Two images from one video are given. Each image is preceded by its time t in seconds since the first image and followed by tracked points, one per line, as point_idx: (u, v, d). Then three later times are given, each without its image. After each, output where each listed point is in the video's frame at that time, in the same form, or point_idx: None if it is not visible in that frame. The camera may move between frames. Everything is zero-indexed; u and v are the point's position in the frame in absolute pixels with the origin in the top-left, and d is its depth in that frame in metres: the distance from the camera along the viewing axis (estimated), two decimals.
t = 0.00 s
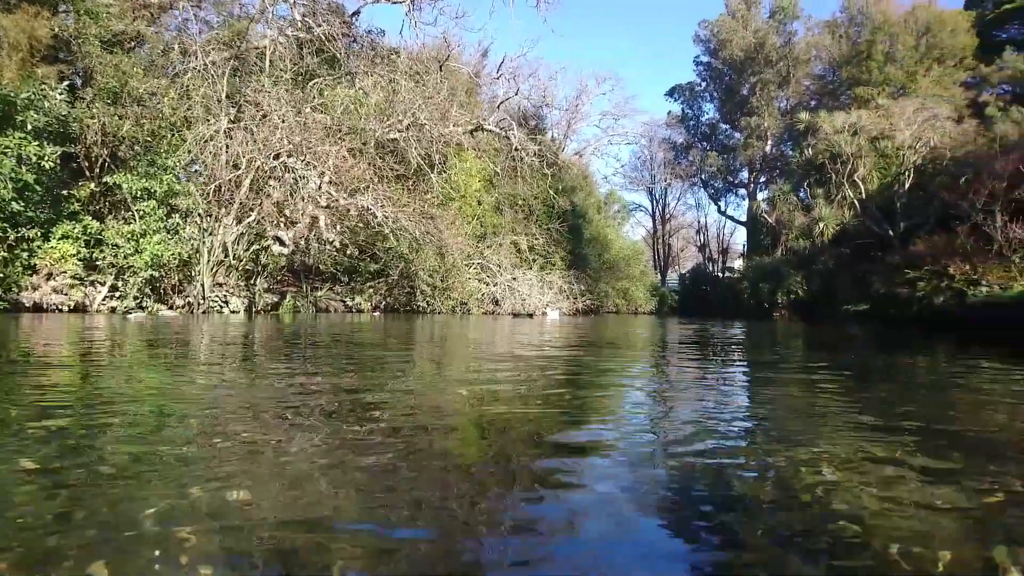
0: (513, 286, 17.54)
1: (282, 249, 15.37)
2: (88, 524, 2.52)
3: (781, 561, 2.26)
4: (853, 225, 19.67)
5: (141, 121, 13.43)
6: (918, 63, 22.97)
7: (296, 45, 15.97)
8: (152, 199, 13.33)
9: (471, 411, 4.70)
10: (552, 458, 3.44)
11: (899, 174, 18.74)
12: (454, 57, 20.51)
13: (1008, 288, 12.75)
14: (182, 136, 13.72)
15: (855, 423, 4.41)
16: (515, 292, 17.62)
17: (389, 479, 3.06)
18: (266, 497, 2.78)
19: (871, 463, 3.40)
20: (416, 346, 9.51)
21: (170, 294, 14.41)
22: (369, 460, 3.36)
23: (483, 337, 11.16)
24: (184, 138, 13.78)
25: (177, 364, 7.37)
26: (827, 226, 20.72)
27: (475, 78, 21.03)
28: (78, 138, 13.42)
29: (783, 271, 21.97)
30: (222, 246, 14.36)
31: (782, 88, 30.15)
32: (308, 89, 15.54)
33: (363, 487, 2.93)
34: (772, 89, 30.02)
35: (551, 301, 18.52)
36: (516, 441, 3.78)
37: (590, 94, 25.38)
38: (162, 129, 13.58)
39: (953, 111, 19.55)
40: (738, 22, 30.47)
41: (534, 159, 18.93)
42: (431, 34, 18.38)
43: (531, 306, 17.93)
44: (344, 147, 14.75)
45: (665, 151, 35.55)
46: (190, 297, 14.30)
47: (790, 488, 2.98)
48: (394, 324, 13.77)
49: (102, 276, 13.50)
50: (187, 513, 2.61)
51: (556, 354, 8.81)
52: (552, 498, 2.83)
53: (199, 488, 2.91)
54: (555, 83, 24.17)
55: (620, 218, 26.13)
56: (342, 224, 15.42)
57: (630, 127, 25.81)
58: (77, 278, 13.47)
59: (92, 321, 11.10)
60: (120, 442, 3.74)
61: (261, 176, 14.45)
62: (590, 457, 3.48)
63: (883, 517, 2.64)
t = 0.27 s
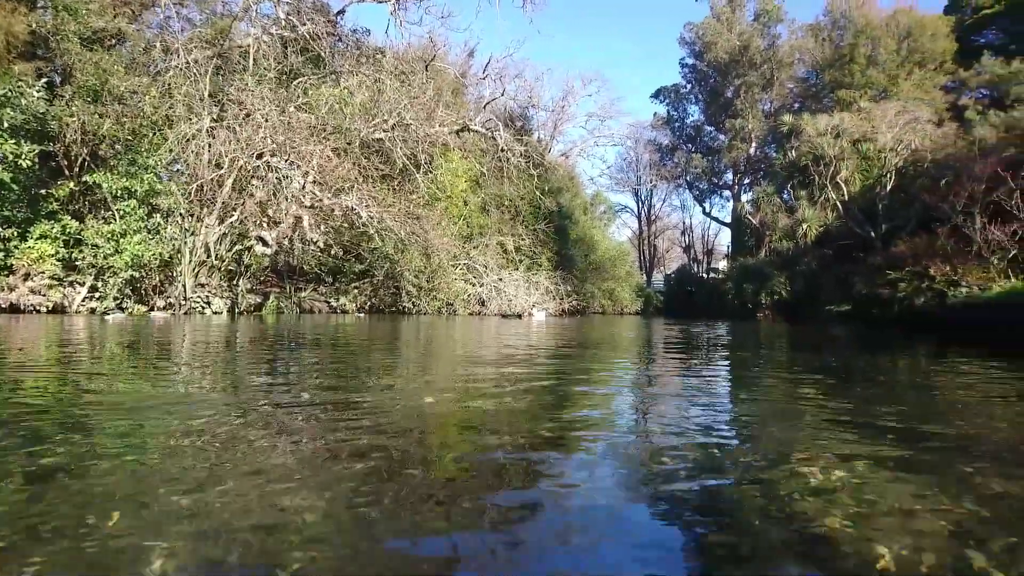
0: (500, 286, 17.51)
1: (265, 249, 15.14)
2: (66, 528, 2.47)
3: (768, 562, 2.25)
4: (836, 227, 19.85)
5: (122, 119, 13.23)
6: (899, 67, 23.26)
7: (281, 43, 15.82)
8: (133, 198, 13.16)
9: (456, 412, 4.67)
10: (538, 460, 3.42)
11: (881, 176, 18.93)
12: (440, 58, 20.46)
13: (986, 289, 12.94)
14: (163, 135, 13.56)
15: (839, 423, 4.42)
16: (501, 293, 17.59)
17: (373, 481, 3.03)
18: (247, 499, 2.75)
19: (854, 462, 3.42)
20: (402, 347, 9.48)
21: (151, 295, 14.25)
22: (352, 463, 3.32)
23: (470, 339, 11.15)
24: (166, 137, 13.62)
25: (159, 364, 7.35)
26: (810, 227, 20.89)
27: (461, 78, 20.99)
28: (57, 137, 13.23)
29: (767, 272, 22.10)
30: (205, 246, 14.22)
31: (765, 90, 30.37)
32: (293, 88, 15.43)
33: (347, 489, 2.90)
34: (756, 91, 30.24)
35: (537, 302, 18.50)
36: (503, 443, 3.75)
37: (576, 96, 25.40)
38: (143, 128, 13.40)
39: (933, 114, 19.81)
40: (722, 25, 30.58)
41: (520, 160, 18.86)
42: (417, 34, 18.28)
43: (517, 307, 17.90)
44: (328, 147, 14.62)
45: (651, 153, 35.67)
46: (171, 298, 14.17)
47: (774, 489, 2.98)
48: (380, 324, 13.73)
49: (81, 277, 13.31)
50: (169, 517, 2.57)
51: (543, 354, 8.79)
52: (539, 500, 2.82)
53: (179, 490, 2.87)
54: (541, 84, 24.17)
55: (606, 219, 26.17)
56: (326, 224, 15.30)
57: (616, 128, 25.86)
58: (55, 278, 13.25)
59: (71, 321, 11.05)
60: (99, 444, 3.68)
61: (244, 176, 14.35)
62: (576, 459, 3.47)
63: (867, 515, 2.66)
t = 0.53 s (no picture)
0: (486, 287, 17.48)
1: (248, 249, 15.11)
2: (40, 531, 2.42)
3: (751, 560, 2.26)
4: (819, 229, 20.04)
5: (101, 117, 13.03)
6: (881, 71, 23.51)
7: (265, 42, 15.66)
8: (114, 198, 13.01)
9: (442, 412, 4.66)
10: (524, 460, 3.42)
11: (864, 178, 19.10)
12: (426, 58, 20.37)
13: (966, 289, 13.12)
14: (144, 134, 13.40)
15: (823, 422, 4.45)
16: (487, 294, 17.56)
17: (357, 481, 3.01)
18: (229, 500, 2.73)
19: (836, 462, 3.43)
20: (387, 347, 9.47)
21: (132, 295, 14.09)
22: (337, 463, 3.30)
23: (456, 339, 11.13)
24: (147, 135, 13.45)
25: (139, 364, 7.33)
26: (793, 229, 21.08)
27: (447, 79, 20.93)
28: (35, 135, 13.03)
29: (750, 273, 22.22)
30: (186, 246, 14.13)
31: (750, 93, 30.57)
32: (277, 87, 15.32)
33: (332, 489, 2.89)
34: (740, 94, 30.44)
35: (524, 303, 18.47)
36: (489, 444, 3.74)
37: (562, 97, 25.40)
38: (123, 126, 13.23)
39: (914, 117, 20.04)
40: (708, 28, 30.72)
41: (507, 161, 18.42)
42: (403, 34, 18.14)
43: (504, 308, 17.87)
44: (312, 146, 14.49)
45: (637, 154, 35.78)
46: (152, 299, 14.06)
47: (758, 487, 3.00)
48: (365, 325, 13.66)
49: (60, 277, 13.13)
50: (146, 520, 2.52)
51: (530, 355, 8.79)
52: (525, 499, 2.82)
53: (158, 493, 2.82)
54: (527, 86, 24.15)
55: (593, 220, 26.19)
56: (310, 225, 15.18)
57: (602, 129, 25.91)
58: (33, 278, 13.06)
59: (49, 322, 10.89)
60: (79, 445, 3.65)
61: (227, 175, 14.26)
62: (562, 458, 3.48)
63: (853, 514, 2.67)
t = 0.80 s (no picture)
0: (473, 288, 17.47)
1: (232, 249, 15.01)
2: (21, 536, 2.41)
3: (734, 560, 2.28)
4: (802, 231, 20.22)
5: (82, 115, 12.82)
6: (864, 74, 23.75)
7: (250, 40, 15.51)
8: (94, 197, 12.85)
9: (428, 414, 4.66)
10: (510, 461, 3.43)
11: (847, 181, 19.28)
12: (413, 57, 20.31)
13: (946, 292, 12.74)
14: (126, 132, 13.25)
15: (805, 423, 4.49)
16: (474, 295, 17.54)
17: (343, 483, 3.01)
18: (214, 502, 2.72)
19: (818, 463, 3.45)
20: (373, 348, 9.42)
21: (113, 296, 13.99)
22: (323, 465, 3.29)
23: (442, 340, 11.09)
24: (129, 134, 13.30)
25: (119, 366, 7.21)
26: (777, 230, 21.28)
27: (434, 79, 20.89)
28: (14, 133, 12.84)
29: (735, 274, 22.37)
30: (169, 246, 14.09)
31: (735, 96, 30.76)
32: (261, 86, 15.21)
33: (317, 491, 2.89)
34: (725, 97, 30.64)
35: (511, 304, 18.46)
36: (475, 446, 3.74)
37: (549, 99, 25.38)
38: (104, 124, 13.07)
39: (896, 121, 20.27)
40: (693, 31, 30.88)
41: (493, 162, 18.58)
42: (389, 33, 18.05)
43: (491, 308, 17.87)
44: (296, 146, 14.39)
45: (624, 156, 35.85)
46: (133, 299, 13.97)
47: (741, 487, 3.04)
48: (350, 326, 13.60)
49: (39, 277, 12.95)
50: (125, 526, 2.48)
51: (516, 357, 8.79)
52: (512, 500, 2.83)
53: (139, 497, 2.79)
54: (514, 86, 24.10)
55: (579, 222, 26.20)
56: (295, 225, 15.07)
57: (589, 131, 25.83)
58: (12, 279, 12.86)
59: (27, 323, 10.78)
60: (59, 447, 3.62)
61: (211, 175, 14.13)
62: (548, 460, 3.49)
63: (834, 514, 2.70)
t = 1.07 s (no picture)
0: (460, 289, 17.42)
1: (214, 249, 14.82)
2: None
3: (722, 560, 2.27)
4: (787, 232, 20.36)
5: (62, 113, 12.57)
6: (848, 78, 23.98)
7: (234, 38, 15.33)
8: (74, 196, 12.66)
9: (414, 415, 4.62)
10: (497, 462, 3.40)
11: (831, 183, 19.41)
12: (399, 57, 20.21)
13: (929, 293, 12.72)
14: (107, 131, 13.07)
15: (791, 424, 4.49)
16: (461, 295, 17.49)
17: (328, 484, 2.97)
18: (194, 504, 2.67)
19: (806, 463, 3.43)
20: (359, 349, 9.34)
21: (93, 296, 13.93)
22: (306, 466, 3.25)
23: (428, 341, 11.03)
24: (110, 132, 13.11)
25: (99, 368, 7.08)
26: (762, 232, 21.42)
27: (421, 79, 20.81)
28: None
29: (721, 275, 22.50)
30: (150, 247, 14.03)
31: (720, 98, 30.94)
32: (245, 85, 15.08)
33: (301, 493, 2.85)
34: (711, 99, 30.82)
35: (498, 304, 18.43)
36: (461, 447, 3.71)
37: (537, 99, 25.34)
38: (85, 122, 12.89)
39: (879, 124, 20.47)
40: (679, 33, 30.99)
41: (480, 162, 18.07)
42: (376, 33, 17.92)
43: (477, 309, 17.84)
44: (281, 145, 14.26)
45: (610, 158, 35.92)
46: (114, 299, 13.93)
47: (728, 487, 3.03)
48: (335, 326, 13.61)
49: (17, 277, 12.71)
50: (100, 530, 2.42)
51: (504, 358, 8.74)
52: (498, 502, 2.80)
53: (117, 500, 2.72)
54: (501, 87, 24.02)
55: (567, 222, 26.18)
56: (280, 225, 14.91)
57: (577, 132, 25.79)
58: None
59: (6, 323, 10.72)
60: (36, 449, 3.54)
61: (194, 174, 13.96)
62: (536, 460, 3.47)
63: (822, 513, 2.70)
